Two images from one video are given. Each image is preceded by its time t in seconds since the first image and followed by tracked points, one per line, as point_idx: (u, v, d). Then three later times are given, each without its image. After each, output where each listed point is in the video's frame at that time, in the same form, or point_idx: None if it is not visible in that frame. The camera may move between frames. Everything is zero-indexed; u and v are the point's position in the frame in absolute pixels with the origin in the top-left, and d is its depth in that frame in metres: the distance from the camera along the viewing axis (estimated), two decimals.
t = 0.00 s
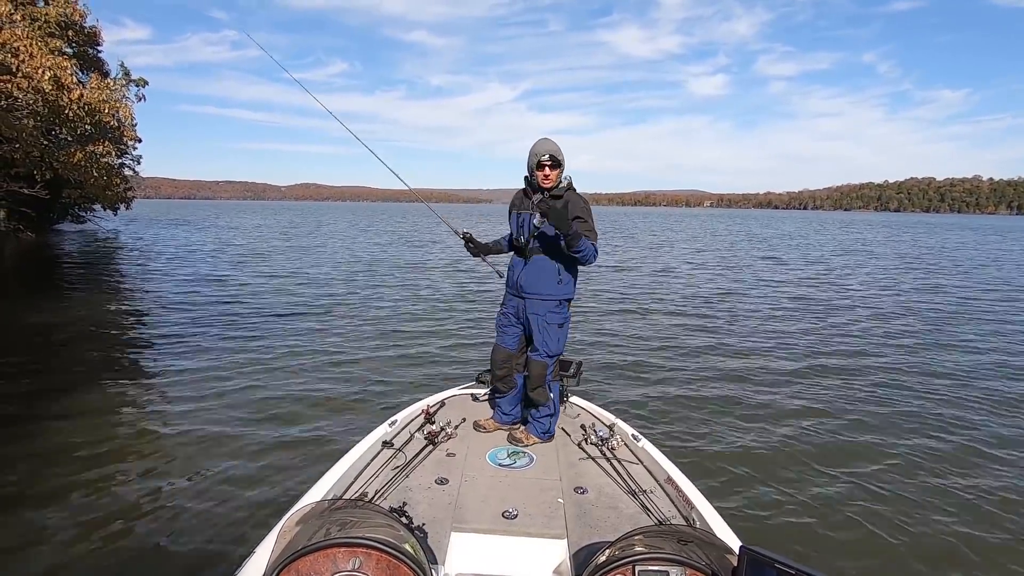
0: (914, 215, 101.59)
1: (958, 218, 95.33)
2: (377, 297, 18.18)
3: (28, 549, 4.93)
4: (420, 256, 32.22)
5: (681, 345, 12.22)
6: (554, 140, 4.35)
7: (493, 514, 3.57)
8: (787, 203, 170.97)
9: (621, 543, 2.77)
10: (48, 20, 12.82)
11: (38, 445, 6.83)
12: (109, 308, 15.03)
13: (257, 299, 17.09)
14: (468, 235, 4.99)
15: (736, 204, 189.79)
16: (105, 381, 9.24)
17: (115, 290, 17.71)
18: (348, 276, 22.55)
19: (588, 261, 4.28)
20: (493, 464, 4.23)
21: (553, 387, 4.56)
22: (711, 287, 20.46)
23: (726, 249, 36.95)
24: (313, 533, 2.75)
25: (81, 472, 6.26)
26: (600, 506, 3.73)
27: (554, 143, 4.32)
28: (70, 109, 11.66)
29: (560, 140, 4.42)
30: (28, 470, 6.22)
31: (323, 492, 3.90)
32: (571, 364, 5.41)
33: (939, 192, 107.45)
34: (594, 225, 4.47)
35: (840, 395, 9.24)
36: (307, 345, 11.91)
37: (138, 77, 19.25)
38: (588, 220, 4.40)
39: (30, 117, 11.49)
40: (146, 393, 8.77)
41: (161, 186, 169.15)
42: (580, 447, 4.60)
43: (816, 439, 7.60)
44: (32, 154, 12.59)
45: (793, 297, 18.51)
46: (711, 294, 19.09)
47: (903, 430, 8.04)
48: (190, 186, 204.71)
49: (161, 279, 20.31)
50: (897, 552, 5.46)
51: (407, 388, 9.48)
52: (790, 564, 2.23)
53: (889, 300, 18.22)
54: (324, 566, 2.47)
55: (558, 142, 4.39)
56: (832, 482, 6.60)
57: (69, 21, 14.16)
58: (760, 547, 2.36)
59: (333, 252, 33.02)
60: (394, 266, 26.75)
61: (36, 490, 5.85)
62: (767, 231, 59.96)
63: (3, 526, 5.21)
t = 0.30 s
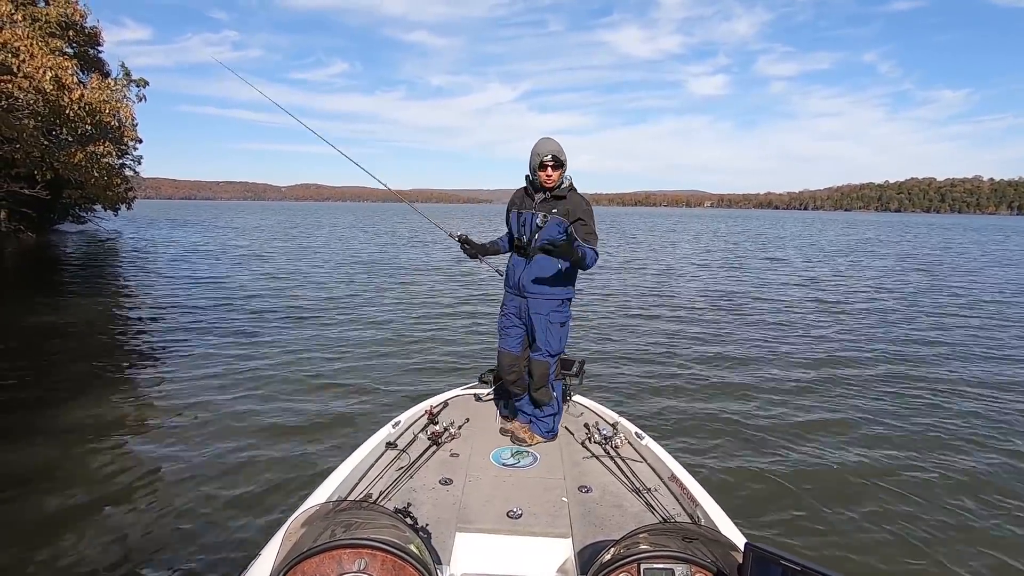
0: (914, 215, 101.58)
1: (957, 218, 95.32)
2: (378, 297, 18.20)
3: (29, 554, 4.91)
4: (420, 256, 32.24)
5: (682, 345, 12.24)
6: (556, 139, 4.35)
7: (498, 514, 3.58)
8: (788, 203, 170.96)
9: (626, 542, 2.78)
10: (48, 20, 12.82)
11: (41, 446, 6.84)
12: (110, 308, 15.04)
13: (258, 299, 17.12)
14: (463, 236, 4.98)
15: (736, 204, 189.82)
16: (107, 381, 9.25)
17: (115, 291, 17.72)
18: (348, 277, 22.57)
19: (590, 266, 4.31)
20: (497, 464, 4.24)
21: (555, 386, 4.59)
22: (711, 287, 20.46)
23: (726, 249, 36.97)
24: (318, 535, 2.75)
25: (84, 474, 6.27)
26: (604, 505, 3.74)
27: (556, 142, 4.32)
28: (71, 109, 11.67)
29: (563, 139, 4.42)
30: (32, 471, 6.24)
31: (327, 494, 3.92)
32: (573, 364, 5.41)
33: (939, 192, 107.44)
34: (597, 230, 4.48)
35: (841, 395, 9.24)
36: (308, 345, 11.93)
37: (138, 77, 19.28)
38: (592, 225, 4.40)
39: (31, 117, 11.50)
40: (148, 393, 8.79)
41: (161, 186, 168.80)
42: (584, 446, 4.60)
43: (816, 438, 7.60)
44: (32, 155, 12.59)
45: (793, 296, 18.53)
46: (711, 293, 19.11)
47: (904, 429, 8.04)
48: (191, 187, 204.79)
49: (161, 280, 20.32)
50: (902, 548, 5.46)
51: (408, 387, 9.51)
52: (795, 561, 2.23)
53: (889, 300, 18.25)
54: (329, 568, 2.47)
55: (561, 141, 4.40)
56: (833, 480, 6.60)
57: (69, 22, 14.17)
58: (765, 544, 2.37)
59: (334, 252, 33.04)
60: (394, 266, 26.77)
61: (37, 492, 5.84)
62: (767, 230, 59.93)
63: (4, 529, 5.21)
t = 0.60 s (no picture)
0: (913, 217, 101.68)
1: (958, 220, 95.27)
2: (377, 297, 18.22)
3: (27, 554, 4.90)
4: (420, 256, 32.28)
5: (680, 345, 12.28)
6: (548, 138, 4.31)
7: (499, 514, 3.58)
8: (787, 204, 171.04)
9: (628, 541, 2.77)
10: (48, 18, 12.83)
11: (41, 445, 6.85)
12: (109, 308, 15.03)
13: (258, 298, 17.14)
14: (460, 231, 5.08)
15: (736, 205, 189.98)
16: (107, 381, 9.26)
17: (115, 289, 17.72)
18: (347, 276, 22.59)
19: (568, 266, 4.26)
20: (498, 464, 4.25)
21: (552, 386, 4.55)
22: (710, 288, 20.49)
23: (726, 250, 37.01)
24: (319, 535, 2.75)
25: (84, 473, 6.28)
26: (605, 504, 3.74)
27: (545, 142, 4.28)
28: (70, 107, 11.69)
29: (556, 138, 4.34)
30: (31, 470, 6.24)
31: (328, 494, 3.92)
32: (574, 364, 5.40)
33: (939, 194, 107.55)
34: (584, 231, 4.37)
35: (840, 395, 9.24)
36: (308, 345, 11.95)
37: (139, 76, 19.33)
38: (575, 225, 4.32)
39: (30, 115, 11.51)
40: (148, 393, 8.80)
41: (161, 185, 168.99)
42: (585, 445, 4.61)
43: (816, 437, 7.61)
44: (31, 153, 12.59)
45: (792, 297, 18.58)
46: (710, 294, 19.16)
47: (904, 430, 8.02)
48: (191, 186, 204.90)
49: (160, 279, 20.34)
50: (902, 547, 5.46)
51: (408, 386, 9.55)
52: (796, 560, 2.23)
53: (887, 301, 18.29)
54: (331, 568, 2.47)
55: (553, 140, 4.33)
56: (833, 480, 6.60)
57: (70, 21, 14.20)
58: (766, 543, 2.38)
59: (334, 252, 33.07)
60: (394, 266, 26.81)
61: (37, 491, 5.85)
62: (766, 232, 59.95)
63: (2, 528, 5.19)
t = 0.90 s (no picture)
0: (913, 219, 101.78)
1: (957, 221, 95.37)
2: (377, 296, 18.24)
3: (25, 554, 4.90)
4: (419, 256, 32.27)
5: (680, 346, 12.29)
6: (537, 139, 4.18)
7: (497, 514, 3.59)
8: (787, 205, 171.14)
9: (627, 542, 2.78)
10: (47, 17, 12.83)
11: (39, 445, 6.85)
12: (108, 307, 15.02)
13: (257, 298, 17.14)
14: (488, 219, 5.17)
15: (736, 206, 190.10)
16: (106, 380, 9.26)
17: (114, 288, 17.72)
18: (346, 276, 22.59)
19: (525, 264, 4.06)
20: (497, 464, 4.25)
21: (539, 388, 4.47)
22: (710, 289, 20.52)
23: (726, 251, 37.03)
24: (318, 535, 2.75)
25: (82, 473, 6.28)
26: (604, 505, 3.74)
27: (531, 143, 4.17)
28: (68, 105, 11.68)
29: (547, 140, 4.17)
30: (29, 470, 6.24)
31: (327, 495, 3.92)
32: (573, 364, 5.39)
33: (938, 195, 107.59)
34: (550, 233, 4.02)
35: (839, 397, 9.24)
36: (307, 344, 11.96)
37: (138, 75, 19.35)
38: (538, 225, 4.04)
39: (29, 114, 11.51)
40: (147, 392, 8.81)
41: (161, 184, 168.86)
42: (584, 446, 4.61)
43: (814, 438, 7.62)
44: (30, 152, 12.59)
45: (791, 298, 18.59)
46: (710, 295, 19.18)
47: (902, 431, 8.03)
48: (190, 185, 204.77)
49: (160, 278, 20.35)
50: (898, 546, 5.47)
51: (407, 386, 9.56)
52: (795, 561, 2.24)
53: (887, 303, 18.32)
54: (330, 568, 2.47)
55: (543, 142, 4.17)
56: (831, 481, 6.61)
57: (69, 19, 14.19)
58: (765, 544, 2.37)
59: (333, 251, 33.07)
60: (394, 266, 26.81)
61: (35, 491, 5.85)
62: (766, 233, 60.00)
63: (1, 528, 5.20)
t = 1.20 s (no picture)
0: (912, 219, 101.88)
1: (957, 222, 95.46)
2: (376, 296, 18.26)
3: (21, 554, 4.89)
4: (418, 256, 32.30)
5: (678, 346, 12.31)
6: (534, 142, 4.18)
7: (495, 515, 3.59)
8: (786, 206, 171.25)
9: (624, 544, 2.77)
10: (45, 15, 12.81)
11: (37, 445, 6.85)
12: (106, 307, 15.02)
13: (256, 298, 17.15)
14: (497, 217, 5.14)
15: (735, 206, 190.22)
16: (104, 380, 9.26)
17: (113, 288, 17.71)
18: (345, 276, 22.58)
19: (521, 268, 4.05)
20: (495, 465, 4.25)
21: (529, 390, 4.30)
22: (709, 289, 20.55)
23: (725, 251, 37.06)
24: (315, 536, 2.75)
25: (80, 473, 6.27)
26: (602, 507, 3.74)
27: (528, 146, 4.16)
28: (65, 103, 11.66)
29: (545, 142, 4.16)
30: (27, 470, 6.24)
31: (325, 495, 3.92)
32: (571, 365, 5.39)
33: (937, 196, 107.69)
34: (545, 236, 3.98)
35: (837, 396, 9.24)
36: (307, 344, 11.98)
37: (137, 74, 19.34)
38: (533, 228, 4.01)
39: (26, 113, 11.49)
40: (145, 392, 8.81)
41: (160, 184, 168.60)
42: (582, 448, 4.61)
43: (812, 438, 7.63)
44: (27, 150, 12.57)
45: (790, 298, 18.61)
46: (708, 295, 19.21)
47: (900, 431, 8.05)
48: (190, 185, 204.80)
49: (159, 278, 20.36)
50: (895, 546, 5.49)
51: (406, 386, 9.57)
52: (792, 564, 2.24)
53: (885, 302, 18.36)
54: (327, 569, 2.47)
55: (540, 144, 4.16)
56: (828, 480, 6.63)
57: (67, 18, 14.16)
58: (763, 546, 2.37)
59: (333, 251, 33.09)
60: (393, 266, 26.84)
61: (33, 491, 5.85)
62: (765, 233, 60.01)
63: None
